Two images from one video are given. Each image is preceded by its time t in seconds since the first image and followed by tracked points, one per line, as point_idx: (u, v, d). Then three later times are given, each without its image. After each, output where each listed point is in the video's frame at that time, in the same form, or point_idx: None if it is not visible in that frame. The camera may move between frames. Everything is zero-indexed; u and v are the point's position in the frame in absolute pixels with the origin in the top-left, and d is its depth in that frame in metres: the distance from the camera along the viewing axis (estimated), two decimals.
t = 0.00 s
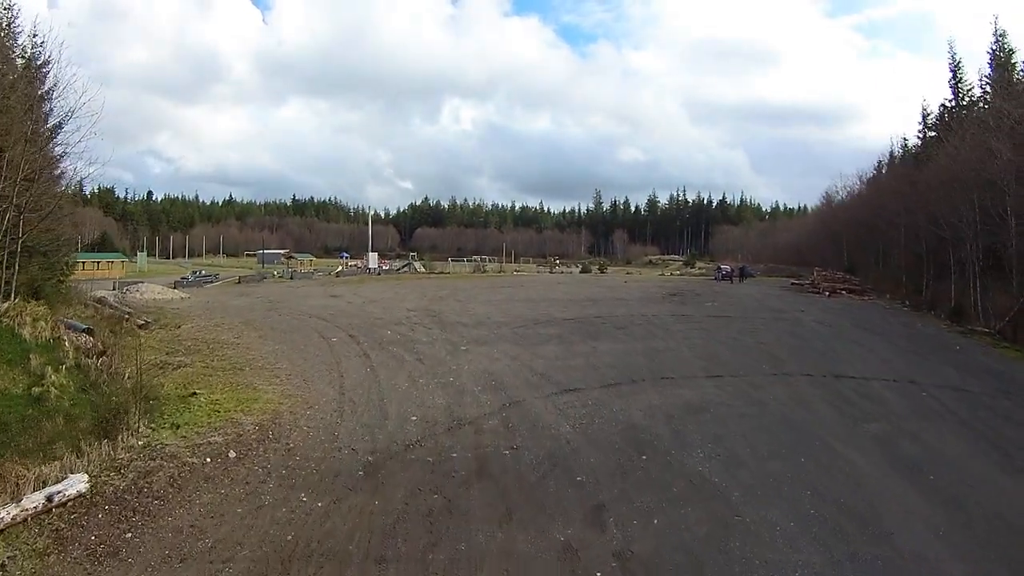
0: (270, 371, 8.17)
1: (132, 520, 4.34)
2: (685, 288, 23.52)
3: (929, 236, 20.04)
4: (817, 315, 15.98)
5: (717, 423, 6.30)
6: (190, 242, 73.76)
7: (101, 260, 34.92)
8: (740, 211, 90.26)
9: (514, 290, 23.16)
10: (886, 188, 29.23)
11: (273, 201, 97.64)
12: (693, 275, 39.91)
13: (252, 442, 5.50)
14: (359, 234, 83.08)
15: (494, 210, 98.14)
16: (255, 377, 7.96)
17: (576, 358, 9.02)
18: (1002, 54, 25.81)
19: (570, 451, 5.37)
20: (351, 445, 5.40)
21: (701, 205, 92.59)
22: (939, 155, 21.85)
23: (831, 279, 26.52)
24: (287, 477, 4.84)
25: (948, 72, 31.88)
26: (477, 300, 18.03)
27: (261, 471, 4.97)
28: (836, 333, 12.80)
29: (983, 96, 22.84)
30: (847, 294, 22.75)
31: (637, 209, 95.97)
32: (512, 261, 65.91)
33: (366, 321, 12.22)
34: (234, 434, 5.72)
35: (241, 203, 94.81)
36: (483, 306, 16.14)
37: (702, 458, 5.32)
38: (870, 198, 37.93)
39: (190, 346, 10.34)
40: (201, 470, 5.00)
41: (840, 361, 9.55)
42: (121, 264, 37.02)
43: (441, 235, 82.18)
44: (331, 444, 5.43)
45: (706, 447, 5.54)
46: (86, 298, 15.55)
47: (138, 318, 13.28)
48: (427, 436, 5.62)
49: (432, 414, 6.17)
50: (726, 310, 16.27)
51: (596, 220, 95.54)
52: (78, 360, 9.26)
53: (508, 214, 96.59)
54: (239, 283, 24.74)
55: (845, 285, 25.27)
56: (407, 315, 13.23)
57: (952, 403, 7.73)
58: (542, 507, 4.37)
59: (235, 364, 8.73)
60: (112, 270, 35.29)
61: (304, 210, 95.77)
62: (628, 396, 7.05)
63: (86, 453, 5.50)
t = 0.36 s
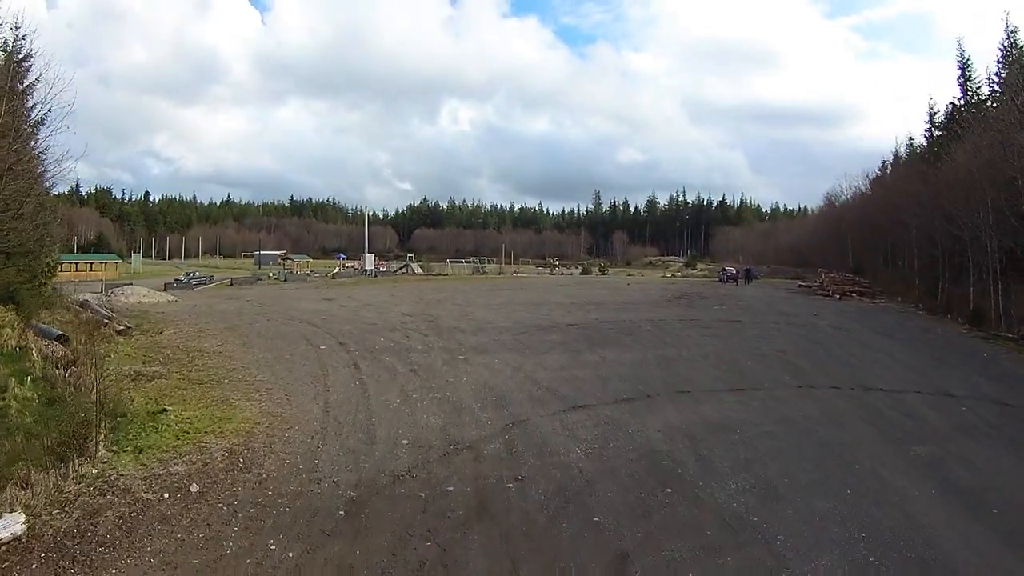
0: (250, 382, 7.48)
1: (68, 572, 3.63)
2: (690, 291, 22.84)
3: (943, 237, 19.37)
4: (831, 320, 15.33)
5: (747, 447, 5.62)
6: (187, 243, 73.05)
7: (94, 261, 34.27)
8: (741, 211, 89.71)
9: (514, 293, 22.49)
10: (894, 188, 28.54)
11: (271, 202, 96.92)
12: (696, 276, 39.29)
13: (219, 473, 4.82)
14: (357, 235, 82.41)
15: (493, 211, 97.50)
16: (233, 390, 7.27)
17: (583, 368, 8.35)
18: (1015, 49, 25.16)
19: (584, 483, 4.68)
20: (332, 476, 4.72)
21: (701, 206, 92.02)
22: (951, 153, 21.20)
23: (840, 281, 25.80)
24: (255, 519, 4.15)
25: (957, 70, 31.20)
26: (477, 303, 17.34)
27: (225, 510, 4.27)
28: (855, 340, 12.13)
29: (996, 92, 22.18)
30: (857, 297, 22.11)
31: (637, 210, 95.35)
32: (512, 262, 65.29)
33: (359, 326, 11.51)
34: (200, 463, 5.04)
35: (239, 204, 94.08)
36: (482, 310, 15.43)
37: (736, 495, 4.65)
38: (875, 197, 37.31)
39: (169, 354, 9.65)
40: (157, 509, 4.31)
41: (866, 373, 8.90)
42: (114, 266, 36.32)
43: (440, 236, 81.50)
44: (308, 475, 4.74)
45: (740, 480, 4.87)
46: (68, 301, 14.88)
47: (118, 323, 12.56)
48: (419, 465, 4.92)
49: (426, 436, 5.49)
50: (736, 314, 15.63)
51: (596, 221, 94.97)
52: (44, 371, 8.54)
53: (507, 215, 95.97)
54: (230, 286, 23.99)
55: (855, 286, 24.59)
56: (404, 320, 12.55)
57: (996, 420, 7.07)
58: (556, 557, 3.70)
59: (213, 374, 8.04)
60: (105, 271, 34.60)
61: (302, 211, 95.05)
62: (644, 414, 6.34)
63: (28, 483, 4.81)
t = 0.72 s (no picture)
0: (226, 397, 6.81)
1: None
2: (695, 293, 22.21)
3: (959, 238, 18.74)
4: (845, 324, 14.71)
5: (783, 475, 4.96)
6: (183, 244, 72.31)
7: (87, 262, 33.57)
8: (741, 212, 89.14)
9: (514, 295, 21.83)
10: (902, 187, 27.92)
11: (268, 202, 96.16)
12: (698, 278, 38.65)
13: (178, 513, 4.15)
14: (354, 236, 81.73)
15: (491, 211, 96.85)
16: (208, 405, 6.59)
17: (592, 379, 7.71)
18: None
19: (603, 523, 4.03)
20: (309, 515, 4.05)
21: (701, 206, 91.47)
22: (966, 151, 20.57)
23: (849, 283, 25.12)
24: (214, 572, 3.49)
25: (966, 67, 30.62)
26: (476, 307, 16.67)
27: (178, 560, 3.59)
28: (875, 346, 11.51)
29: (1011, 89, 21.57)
30: (867, 299, 21.48)
31: (636, 211, 94.77)
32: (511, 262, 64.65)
33: (351, 332, 10.84)
34: (156, 501, 4.36)
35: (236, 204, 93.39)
36: (482, 314, 14.76)
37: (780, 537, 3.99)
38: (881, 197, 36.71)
39: (145, 363, 8.96)
40: (98, 560, 3.63)
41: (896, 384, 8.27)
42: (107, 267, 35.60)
43: (438, 237, 80.84)
44: (280, 515, 4.06)
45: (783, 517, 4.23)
46: (49, 303, 14.20)
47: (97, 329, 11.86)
48: (411, 501, 4.24)
49: (419, 464, 4.82)
50: (747, 318, 14.99)
51: (595, 222, 94.35)
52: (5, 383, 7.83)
53: (506, 216, 95.31)
54: (222, 288, 23.27)
55: (864, 288, 23.93)
56: (399, 325, 11.89)
57: None
58: None
59: (189, 387, 7.36)
60: (98, 272, 33.95)
61: (300, 212, 94.42)
62: (665, 436, 5.66)
63: None
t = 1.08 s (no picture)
0: (200, 417, 6.13)
1: None
2: (701, 296, 21.55)
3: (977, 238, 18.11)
4: (862, 329, 14.07)
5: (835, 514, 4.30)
6: (180, 245, 71.52)
7: (80, 264, 32.80)
8: (741, 213, 88.60)
9: (514, 299, 21.16)
10: (911, 187, 27.32)
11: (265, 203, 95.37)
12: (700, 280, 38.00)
13: (125, 568, 3.47)
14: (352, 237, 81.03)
15: (490, 212, 96.20)
16: (179, 427, 5.91)
17: (604, 393, 7.05)
18: None
19: None
20: (282, 571, 3.37)
21: (701, 207, 90.92)
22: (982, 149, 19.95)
23: (859, 285, 24.46)
24: None
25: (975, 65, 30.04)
26: (476, 311, 15.99)
27: None
28: (899, 354, 10.87)
29: None
30: (879, 302, 20.84)
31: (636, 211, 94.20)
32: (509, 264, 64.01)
33: (343, 339, 10.16)
34: (103, 551, 3.67)
35: (233, 206, 92.58)
36: (482, 319, 14.09)
37: None
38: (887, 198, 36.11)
39: (119, 375, 8.26)
40: None
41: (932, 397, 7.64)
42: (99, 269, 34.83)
43: (437, 238, 80.18)
44: (248, 571, 3.38)
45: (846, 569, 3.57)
46: (29, 306, 13.50)
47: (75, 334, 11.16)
48: (404, 552, 3.57)
49: (414, 502, 4.15)
50: (759, 323, 14.35)
51: (594, 223, 93.74)
52: None
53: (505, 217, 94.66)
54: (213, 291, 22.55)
55: (874, 290, 23.30)
56: (395, 332, 11.22)
57: None
58: None
59: (162, 404, 6.68)
60: (91, 274, 33.18)
61: (297, 213, 93.65)
62: (693, 466, 4.99)
63: None
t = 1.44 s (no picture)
0: (169, 441, 5.48)
1: None
2: (708, 299, 20.92)
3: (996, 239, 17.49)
4: (880, 335, 13.45)
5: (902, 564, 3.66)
6: (177, 246, 70.78)
7: (75, 265, 32.11)
8: (741, 214, 88.04)
9: (516, 303, 20.52)
10: (921, 187, 26.73)
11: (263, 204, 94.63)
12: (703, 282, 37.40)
13: None
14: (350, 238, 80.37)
15: (489, 213, 95.59)
16: (144, 453, 5.25)
17: (618, 411, 6.42)
18: None
19: None
20: None
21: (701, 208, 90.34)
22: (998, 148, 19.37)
23: (869, 288, 23.84)
24: None
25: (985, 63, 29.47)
26: (476, 316, 15.34)
27: None
28: (925, 362, 10.26)
29: None
30: (891, 305, 20.23)
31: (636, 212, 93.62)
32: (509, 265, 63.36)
33: (335, 348, 9.51)
34: None
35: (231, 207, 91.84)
36: (483, 325, 13.46)
37: None
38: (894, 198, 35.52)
39: (90, 389, 7.61)
40: None
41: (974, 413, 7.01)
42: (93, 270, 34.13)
43: (436, 239, 79.56)
44: None
45: None
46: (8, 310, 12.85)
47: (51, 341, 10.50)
48: None
49: (408, 553, 3.50)
50: (772, 328, 13.73)
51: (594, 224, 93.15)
52: None
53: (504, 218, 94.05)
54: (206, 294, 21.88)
55: (885, 293, 22.68)
56: (390, 339, 10.58)
57: None
58: None
59: (131, 425, 6.03)
60: (85, 275, 32.49)
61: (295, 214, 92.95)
62: (729, 502, 4.36)
63: None
